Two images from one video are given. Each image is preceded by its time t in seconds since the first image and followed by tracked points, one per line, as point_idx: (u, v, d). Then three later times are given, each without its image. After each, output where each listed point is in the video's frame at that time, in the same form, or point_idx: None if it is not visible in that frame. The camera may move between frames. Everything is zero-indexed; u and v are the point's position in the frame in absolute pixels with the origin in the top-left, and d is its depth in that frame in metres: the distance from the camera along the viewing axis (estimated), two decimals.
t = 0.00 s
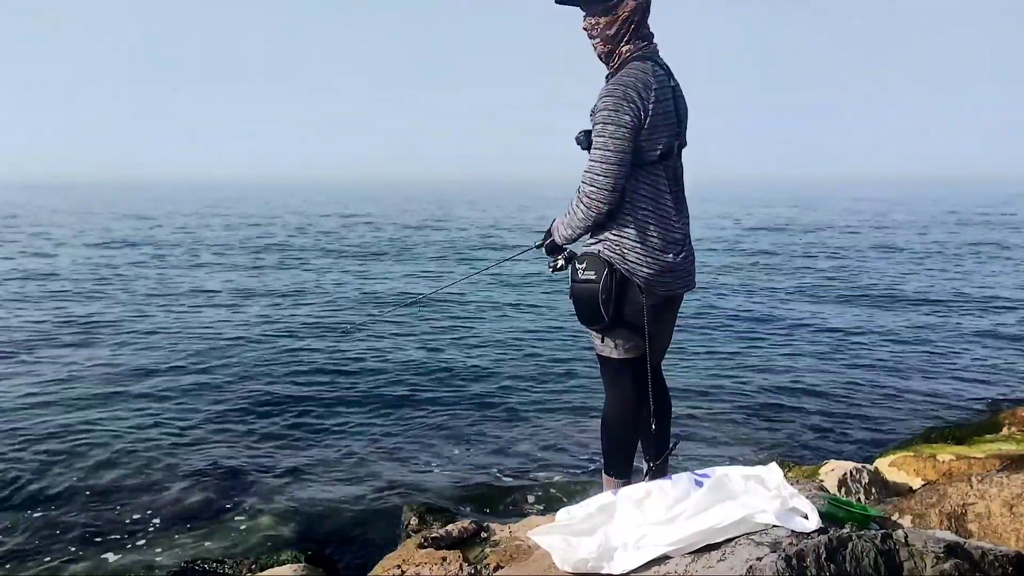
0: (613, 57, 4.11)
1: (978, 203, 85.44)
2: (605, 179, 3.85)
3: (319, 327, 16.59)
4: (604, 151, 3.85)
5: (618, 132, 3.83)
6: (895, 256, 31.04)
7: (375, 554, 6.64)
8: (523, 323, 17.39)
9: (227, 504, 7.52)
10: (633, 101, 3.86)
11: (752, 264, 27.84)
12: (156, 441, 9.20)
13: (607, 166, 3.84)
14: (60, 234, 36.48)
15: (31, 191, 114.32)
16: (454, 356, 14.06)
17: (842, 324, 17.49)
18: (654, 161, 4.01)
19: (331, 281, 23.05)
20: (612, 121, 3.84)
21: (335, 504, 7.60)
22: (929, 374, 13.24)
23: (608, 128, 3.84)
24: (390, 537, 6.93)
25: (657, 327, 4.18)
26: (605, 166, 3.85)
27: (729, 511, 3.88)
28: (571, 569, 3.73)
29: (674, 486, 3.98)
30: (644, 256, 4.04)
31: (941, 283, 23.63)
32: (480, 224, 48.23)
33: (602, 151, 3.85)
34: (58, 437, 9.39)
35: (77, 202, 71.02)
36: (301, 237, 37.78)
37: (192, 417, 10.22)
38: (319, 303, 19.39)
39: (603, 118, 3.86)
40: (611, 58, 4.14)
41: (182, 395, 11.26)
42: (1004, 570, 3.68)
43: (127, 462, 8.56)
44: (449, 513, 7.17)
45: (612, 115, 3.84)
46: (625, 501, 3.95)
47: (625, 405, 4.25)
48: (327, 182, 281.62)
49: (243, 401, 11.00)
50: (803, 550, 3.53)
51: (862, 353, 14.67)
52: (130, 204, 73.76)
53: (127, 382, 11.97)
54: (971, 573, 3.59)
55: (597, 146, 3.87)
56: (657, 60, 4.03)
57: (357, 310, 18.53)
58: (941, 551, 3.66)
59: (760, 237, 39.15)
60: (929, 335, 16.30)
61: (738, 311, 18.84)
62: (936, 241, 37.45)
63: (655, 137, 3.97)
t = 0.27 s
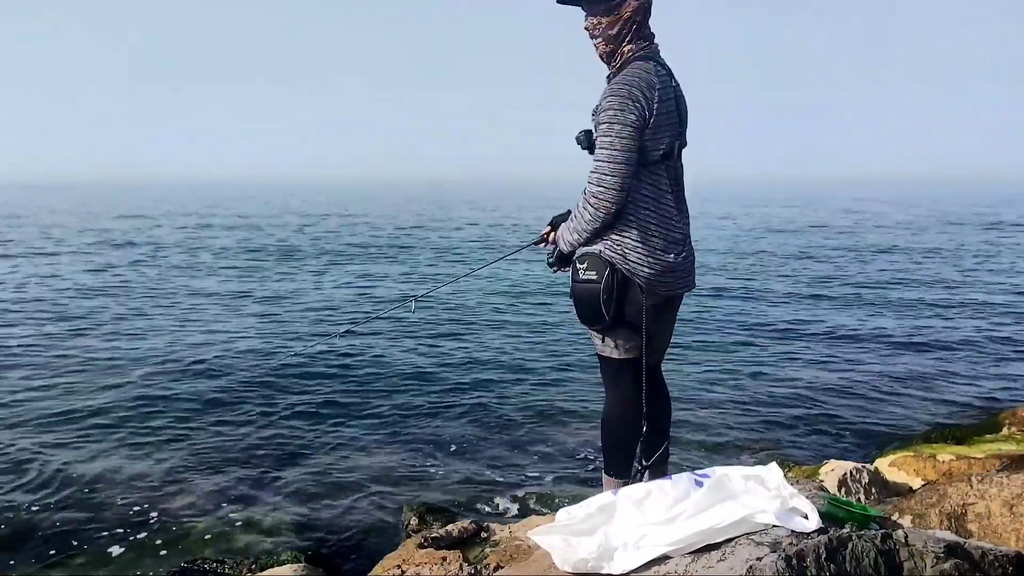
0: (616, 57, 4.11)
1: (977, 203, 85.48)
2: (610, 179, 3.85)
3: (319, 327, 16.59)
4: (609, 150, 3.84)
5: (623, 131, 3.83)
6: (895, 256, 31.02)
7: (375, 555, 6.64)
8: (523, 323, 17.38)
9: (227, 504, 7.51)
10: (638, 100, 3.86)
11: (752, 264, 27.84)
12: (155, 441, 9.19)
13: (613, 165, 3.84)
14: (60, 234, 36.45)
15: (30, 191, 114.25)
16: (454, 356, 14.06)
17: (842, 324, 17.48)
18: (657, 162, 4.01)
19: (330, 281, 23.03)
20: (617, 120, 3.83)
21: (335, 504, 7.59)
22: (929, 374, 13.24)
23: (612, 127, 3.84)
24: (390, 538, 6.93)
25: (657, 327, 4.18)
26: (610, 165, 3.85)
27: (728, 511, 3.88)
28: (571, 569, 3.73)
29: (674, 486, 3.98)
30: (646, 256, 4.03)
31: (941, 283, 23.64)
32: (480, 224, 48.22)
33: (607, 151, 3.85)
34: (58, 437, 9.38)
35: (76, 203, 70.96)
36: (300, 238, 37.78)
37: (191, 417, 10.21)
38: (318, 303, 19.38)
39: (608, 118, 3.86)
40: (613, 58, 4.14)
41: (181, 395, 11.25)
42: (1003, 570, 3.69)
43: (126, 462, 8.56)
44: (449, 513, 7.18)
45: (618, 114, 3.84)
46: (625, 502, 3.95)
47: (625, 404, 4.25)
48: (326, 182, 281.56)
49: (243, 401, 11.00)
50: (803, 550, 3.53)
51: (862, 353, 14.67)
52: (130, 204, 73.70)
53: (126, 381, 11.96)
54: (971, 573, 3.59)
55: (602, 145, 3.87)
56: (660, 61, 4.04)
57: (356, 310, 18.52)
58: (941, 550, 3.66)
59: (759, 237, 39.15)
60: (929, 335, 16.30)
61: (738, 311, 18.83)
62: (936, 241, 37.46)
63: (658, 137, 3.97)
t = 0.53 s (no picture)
0: (616, 57, 4.11)
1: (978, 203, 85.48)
2: (611, 179, 3.85)
3: (319, 327, 16.58)
4: (611, 150, 3.84)
5: (625, 131, 3.82)
6: (896, 256, 31.00)
7: (375, 555, 6.63)
8: (523, 323, 17.37)
9: (227, 504, 7.51)
10: (639, 101, 3.86)
11: (752, 265, 27.82)
12: (155, 442, 9.20)
13: (615, 165, 3.83)
14: (59, 234, 36.42)
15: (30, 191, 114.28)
16: (454, 356, 14.06)
17: (842, 324, 17.48)
18: (658, 161, 4.01)
19: (330, 281, 23.03)
20: (619, 120, 3.83)
21: (335, 504, 7.59)
22: (929, 374, 13.23)
23: (614, 127, 3.83)
24: (390, 538, 6.93)
25: (657, 327, 4.19)
26: (612, 165, 3.84)
27: (728, 511, 3.88)
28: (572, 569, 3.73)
29: (674, 487, 3.99)
30: (647, 256, 4.04)
31: (941, 282, 23.65)
32: (479, 224, 48.20)
33: (609, 151, 3.84)
34: (57, 437, 9.38)
35: (76, 202, 70.89)
36: (300, 237, 37.76)
37: (191, 417, 10.21)
38: (318, 303, 19.37)
39: (610, 118, 3.85)
40: (613, 58, 4.13)
41: (180, 395, 11.24)
42: (1003, 570, 3.69)
43: (125, 462, 8.55)
44: (449, 513, 7.18)
45: (619, 114, 3.83)
46: (625, 502, 3.96)
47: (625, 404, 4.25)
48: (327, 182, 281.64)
49: (243, 401, 11.00)
50: (804, 549, 3.53)
51: (862, 353, 14.67)
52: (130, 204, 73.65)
53: (126, 381, 11.96)
54: (971, 573, 3.59)
55: (604, 145, 3.86)
56: (661, 61, 4.04)
57: (356, 309, 18.52)
58: (941, 551, 3.66)
59: (759, 237, 39.16)
60: (929, 335, 16.29)
61: (739, 311, 18.82)
62: (935, 241, 37.48)
63: (659, 137, 3.97)
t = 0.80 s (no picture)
0: (616, 58, 4.11)
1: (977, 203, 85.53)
2: (611, 180, 3.84)
3: (318, 327, 16.56)
4: (610, 151, 3.83)
5: (624, 132, 3.82)
6: (895, 257, 31.00)
7: (375, 555, 6.63)
8: (522, 323, 17.37)
9: (227, 504, 7.51)
10: (638, 102, 3.85)
11: (751, 265, 27.83)
12: (155, 441, 9.19)
13: (614, 165, 3.83)
14: (58, 233, 36.36)
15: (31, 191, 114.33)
16: (454, 356, 14.05)
17: (841, 324, 17.48)
18: (658, 162, 4.01)
19: (329, 281, 23.01)
20: (618, 121, 3.83)
21: (336, 503, 7.59)
22: (929, 374, 13.22)
23: (613, 128, 3.83)
24: (390, 538, 6.93)
25: (657, 327, 4.18)
26: (611, 166, 3.84)
27: (728, 511, 3.88)
28: (572, 569, 3.73)
29: (674, 486, 3.99)
30: (647, 256, 4.03)
31: (940, 282, 23.66)
32: (478, 224, 48.17)
33: (608, 152, 3.84)
34: (58, 437, 9.38)
35: (76, 203, 70.84)
36: (300, 237, 37.74)
37: (191, 416, 10.21)
38: (318, 303, 19.36)
39: (609, 119, 3.85)
40: (613, 58, 4.13)
41: (179, 395, 11.23)
42: (1003, 570, 3.69)
43: (124, 462, 8.54)
44: (449, 513, 7.18)
45: (619, 115, 3.83)
46: (625, 502, 3.96)
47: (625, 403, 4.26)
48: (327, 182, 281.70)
49: (243, 401, 11.00)
50: (803, 549, 3.52)
51: (862, 352, 14.66)
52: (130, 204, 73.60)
53: (125, 381, 11.94)
54: (971, 573, 3.59)
55: (603, 147, 3.86)
56: (661, 61, 4.03)
57: (355, 309, 18.50)
58: (941, 551, 3.66)
59: (758, 237, 39.17)
60: (929, 335, 16.28)
61: (738, 311, 18.83)
62: (934, 241, 37.53)
63: (659, 137, 3.96)
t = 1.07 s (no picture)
0: (615, 58, 4.11)
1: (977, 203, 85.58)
2: (609, 180, 3.84)
3: (317, 327, 16.55)
4: (608, 151, 3.83)
5: (622, 132, 3.82)
6: (896, 257, 30.97)
7: (374, 555, 6.63)
8: (522, 323, 17.35)
9: (226, 504, 7.50)
10: (636, 102, 3.85)
11: (752, 265, 27.80)
12: (155, 441, 9.19)
13: (611, 165, 3.83)
14: (57, 233, 36.30)
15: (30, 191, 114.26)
16: (454, 356, 14.04)
17: (842, 324, 17.47)
18: (657, 162, 4.00)
19: (328, 281, 22.98)
20: (615, 122, 3.83)
21: (336, 503, 7.59)
22: (929, 374, 13.21)
23: (610, 128, 3.83)
24: (389, 538, 6.93)
25: (657, 327, 4.18)
26: (608, 166, 3.84)
27: (728, 511, 3.88)
28: (571, 569, 3.73)
29: (674, 486, 3.99)
30: (647, 256, 4.03)
31: (939, 282, 23.67)
32: (478, 224, 48.13)
33: (605, 152, 3.84)
34: (57, 437, 9.37)
35: (75, 202, 70.77)
36: (298, 237, 37.70)
37: (190, 416, 10.20)
38: (317, 303, 19.34)
39: (607, 119, 3.85)
40: (612, 58, 4.14)
41: (178, 395, 11.20)
42: (1003, 569, 3.69)
43: (124, 462, 8.53)
44: (450, 513, 7.18)
45: (616, 115, 3.83)
46: (625, 502, 3.96)
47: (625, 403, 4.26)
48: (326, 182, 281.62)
49: (242, 401, 10.99)
50: (803, 549, 3.52)
51: (863, 353, 14.65)
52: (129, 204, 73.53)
53: (124, 381, 11.92)
54: (971, 573, 3.59)
55: (601, 147, 3.86)
56: (660, 61, 4.02)
57: (354, 309, 18.49)
58: (941, 551, 3.66)
59: (757, 237, 39.16)
60: (929, 335, 16.27)
61: (738, 311, 18.82)
62: (933, 241, 37.56)
63: (658, 136, 3.96)
